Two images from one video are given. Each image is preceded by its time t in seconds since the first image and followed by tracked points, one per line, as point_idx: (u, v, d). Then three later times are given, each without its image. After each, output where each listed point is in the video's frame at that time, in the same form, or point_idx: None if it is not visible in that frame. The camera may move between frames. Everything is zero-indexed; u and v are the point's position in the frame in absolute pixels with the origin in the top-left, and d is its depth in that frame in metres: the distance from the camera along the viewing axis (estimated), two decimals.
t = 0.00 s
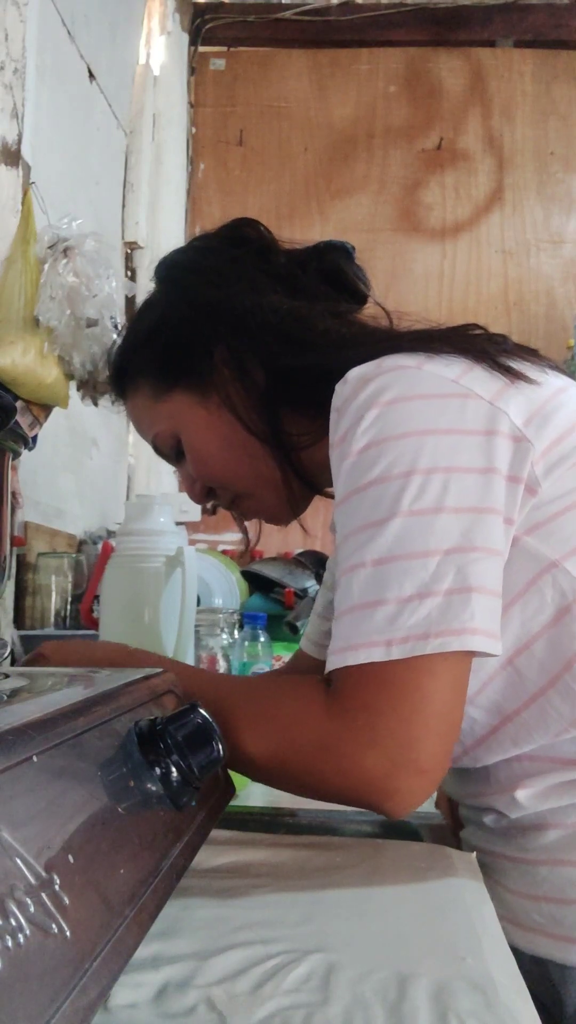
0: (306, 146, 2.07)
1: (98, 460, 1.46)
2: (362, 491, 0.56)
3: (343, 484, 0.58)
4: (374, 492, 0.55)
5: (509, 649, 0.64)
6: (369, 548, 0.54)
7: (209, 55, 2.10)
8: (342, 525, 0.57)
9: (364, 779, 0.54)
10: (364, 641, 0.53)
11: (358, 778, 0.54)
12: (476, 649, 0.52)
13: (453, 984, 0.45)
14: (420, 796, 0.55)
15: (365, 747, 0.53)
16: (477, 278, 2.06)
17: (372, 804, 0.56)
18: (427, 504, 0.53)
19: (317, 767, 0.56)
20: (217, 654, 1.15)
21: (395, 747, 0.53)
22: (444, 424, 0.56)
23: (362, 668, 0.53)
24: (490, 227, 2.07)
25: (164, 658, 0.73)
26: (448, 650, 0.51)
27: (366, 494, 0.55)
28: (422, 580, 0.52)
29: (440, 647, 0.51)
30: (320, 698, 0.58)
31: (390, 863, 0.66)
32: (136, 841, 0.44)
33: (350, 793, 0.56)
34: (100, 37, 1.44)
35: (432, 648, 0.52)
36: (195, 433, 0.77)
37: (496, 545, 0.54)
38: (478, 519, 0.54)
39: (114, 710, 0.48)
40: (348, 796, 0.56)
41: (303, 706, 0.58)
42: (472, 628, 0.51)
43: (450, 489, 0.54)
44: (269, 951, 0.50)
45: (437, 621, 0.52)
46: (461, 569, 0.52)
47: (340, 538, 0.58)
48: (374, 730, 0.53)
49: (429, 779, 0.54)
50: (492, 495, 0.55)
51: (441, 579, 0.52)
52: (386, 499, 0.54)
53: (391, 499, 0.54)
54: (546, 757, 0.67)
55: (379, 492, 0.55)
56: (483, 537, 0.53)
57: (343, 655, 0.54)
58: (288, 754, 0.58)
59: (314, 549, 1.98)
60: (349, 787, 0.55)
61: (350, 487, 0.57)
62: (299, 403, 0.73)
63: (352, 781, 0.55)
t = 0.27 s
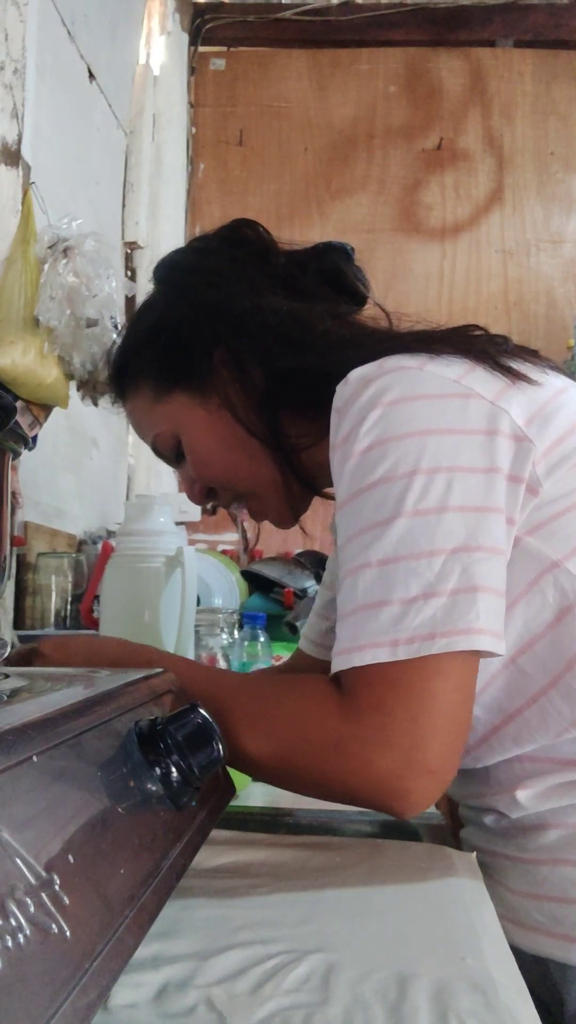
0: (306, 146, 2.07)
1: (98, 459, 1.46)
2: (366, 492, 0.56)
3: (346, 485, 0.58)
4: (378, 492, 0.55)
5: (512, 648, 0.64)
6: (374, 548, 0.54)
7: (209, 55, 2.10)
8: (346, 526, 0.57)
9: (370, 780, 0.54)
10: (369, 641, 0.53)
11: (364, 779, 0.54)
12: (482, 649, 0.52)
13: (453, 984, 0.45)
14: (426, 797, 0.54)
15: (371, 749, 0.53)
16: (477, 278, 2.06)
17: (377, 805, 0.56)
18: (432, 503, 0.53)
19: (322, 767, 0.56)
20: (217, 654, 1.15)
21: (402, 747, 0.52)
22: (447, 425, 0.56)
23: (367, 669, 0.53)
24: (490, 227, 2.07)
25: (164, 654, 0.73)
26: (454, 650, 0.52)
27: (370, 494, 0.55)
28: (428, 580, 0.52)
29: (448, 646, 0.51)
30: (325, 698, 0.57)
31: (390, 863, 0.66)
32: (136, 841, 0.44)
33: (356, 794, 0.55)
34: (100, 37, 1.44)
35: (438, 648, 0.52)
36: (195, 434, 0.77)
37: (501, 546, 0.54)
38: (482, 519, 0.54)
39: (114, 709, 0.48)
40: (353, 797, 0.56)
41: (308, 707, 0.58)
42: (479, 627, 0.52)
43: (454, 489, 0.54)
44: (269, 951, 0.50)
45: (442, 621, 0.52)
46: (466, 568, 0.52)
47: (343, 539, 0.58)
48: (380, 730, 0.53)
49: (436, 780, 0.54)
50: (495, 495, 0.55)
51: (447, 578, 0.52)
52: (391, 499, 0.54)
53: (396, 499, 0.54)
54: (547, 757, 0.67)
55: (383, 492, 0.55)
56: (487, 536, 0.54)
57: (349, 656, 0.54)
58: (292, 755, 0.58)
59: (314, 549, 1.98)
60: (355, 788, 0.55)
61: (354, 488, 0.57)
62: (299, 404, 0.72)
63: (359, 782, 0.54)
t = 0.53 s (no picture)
0: (306, 146, 2.07)
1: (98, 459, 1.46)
2: (368, 495, 0.56)
3: (347, 488, 0.58)
4: (381, 495, 0.55)
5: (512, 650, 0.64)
6: (377, 551, 0.54)
7: (209, 55, 2.10)
8: (347, 530, 0.57)
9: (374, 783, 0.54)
10: (371, 644, 0.53)
11: (367, 782, 0.54)
12: (485, 650, 0.52)
13: (453, 984, 0.45)
14: (430, 801, 0.54)
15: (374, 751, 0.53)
16: (477, 279, 2.06)
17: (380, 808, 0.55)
18: (435, 505, 0.54)
19: (324, 771, 0.56)
20: (217, 654, 1.15)
21: (406, 749, 0.52)
22: (448, 427, 0.56)
23: (370, 671, 0.53)
24: (490, 227, 2.07)
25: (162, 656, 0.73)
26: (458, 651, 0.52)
27: (372, 497, 0.55)
28: (431, 582, 0.52)
29: (452, 647, 0.52)
30: (327, 702, 0.57)
31: (390, 863, 0.66)
32: (136, 841, 0.44)
33: (359, 797, 0.55)
34: (100, 37, 1.44)
35: (442, 649, 0.52)
36: (194, 437, 0.77)
37: (503, 548, 0.54)
38: (485, 520, 0.54)
39: (114, 710, 0.49)
40: (356, 800, 0.56)
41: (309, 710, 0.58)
42: (483, 628, 0.52)
43: (457, 491, 0.54)
44: (268, 951, 0.50)
45: (445, 622, 0.52)
46: (469, 570, 0.53)
47: (345, 543, 0.58)
48: (383, 732, 0.53)
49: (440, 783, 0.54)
50: (497, 496, 0.55)
51: (451, 580, 0.52)
52: (393, 501, 0.54)
53: (398, 501, 0.54)
54: (547, 757, 0.67)
55: (385, 494, 0.55)
56: (490, 538, 0.54)
57: (352, 659, 0.54)
58: (294, 759, 0.58)
59: (314, 549, 1.98)
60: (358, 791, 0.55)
61: (355, 491, 0.57)
62: (298, 405, 0.72)
63: (362, 785, 0.54)
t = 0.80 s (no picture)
0: (306, 146, 2.07)
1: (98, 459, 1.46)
2: (369, 494, 0.56)
3: (348, 487, 0.57)
4: (382, 494, 0.55)
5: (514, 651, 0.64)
6: (378, 550, 0.54)
7: (209, 55, 2.09)
8: (348, 529, 0.57)
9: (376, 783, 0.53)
10: (372, 643, 0.53)
11: (370, 782, 0.54)
12: (487, 650, 0.52)
13: (453, 984, 0.45)
14: (433, 801, 0.54)
15: (377, 751, 0.53)
16: (477, 278, 2.06)
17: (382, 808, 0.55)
18: (436, 505, 0.53)
19: (326, 771, 0.56)
20: (217, 654, 1.15)
21: (409, 749, 0.52)
22: (449, 426, 0.56)
23: (371, 671, 0.53)
24: (490, 227, 2.07)
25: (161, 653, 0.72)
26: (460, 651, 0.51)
27: (373, 496, 0.55)
28: (432, 582, 0.52)
29: (454, 648, 0.51)
30: (329, 702, 0.57)
31: (390, 863, 0.66)
32: (136, 841, 0.44)
33: (361, 797, 0.55)
34: (100, 36, 1.44)
35: (444, 649, 0.52)
36: (194, 440, 0.77)
37: (505, 547, 0.54)
38: (487, 520, 0.54)
39: (114, 709, 0.49)
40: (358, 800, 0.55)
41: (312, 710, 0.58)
42: (485, 628, 0.52)
43: (458, 490, 0.54)
44: (268, 951, 0.50)
45: (447, 622, 0.52)
46: (471, 569, 0.52)
47: (346, 542, 0.58)
48: (385, 732, 0.53)
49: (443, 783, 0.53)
50: (498, 496, 0.55)
51: (452, 580, 0.52)
52: (394, 500, 0.54)
53: (399, 500, 0.54)
54: (549, 756, 0.67)
55: (386, 493, 0.55)
56: (491, 537, 0.54)
57: (353, 659, 0.54)
58: (296, 758, 0.58)
59: (314, 548, 1.98)
60: (360, 791, 0.54)
61: (356, 490, 0.57)
62: (299, 405, 0.72)
63: (364, 786, 0.54)
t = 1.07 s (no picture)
0: (306, 146, 2.07)
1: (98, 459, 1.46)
2: (377, 489, 0.56)
3: (356, 483, 0.57)
4: (390, 489, 0.55)
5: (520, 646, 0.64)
6: (386, 544, 0.54)
7: (209, 55, 2.09)
8: (356, 524, 0.57)
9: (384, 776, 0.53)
10: (380, 636, 0.53)
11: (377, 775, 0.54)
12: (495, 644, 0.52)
13: (453, 984, 0.45)
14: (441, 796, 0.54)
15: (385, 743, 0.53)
16: (477, 278, 2.06)
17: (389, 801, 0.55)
18: (445, 499, 0.54)
19: (333, 763, 0.56)
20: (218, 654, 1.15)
21: (417, 742, 0.52)
22: (457, 421, 0.56)
23: (379, 663, 0.53)
24: (490, 226, 2.07)
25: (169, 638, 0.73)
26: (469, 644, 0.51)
27: (381, 491, 0.55)
28: (440, 575, 0.52)
29: (463, 640, 0.51)
30: (335, 692, 0.57)
31: (390, 862, 0.66)
32: (136, 840, 0.44)
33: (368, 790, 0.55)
34: (100, 36, 1.44)
35: (452, 643, 0.51)
36: (199, 432, 0.78)
37: (513, 542, 0.54)
38: (495, 515, 0.54)
39: (113, 709, 0.49)
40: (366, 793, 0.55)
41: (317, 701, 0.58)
42: (493, 622, 0.52)
43: (466, 485, 0.54)
44: (269, 951, 0.50)
45: (455, 616, 0.52)
46: (479, 564, 0.53)
47: (353, 538, 0.58)
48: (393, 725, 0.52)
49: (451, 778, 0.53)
50: (506, 491, 0.55)
51: (460, 574, 0.52)
52: (402, 495, 0.54)
53: (407, 495, 0.54)
54: (555, 755, 0.67)
55: (395, 488, 0.55)
56: (499, 532, 0.54)
57: (360, 650, 0.54)
58: (301, 749, 0.58)
59: (315, 548, 1.98)
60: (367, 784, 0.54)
61: (364, 486, 0.57)
62: (302, 404, 0.72)
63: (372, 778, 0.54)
